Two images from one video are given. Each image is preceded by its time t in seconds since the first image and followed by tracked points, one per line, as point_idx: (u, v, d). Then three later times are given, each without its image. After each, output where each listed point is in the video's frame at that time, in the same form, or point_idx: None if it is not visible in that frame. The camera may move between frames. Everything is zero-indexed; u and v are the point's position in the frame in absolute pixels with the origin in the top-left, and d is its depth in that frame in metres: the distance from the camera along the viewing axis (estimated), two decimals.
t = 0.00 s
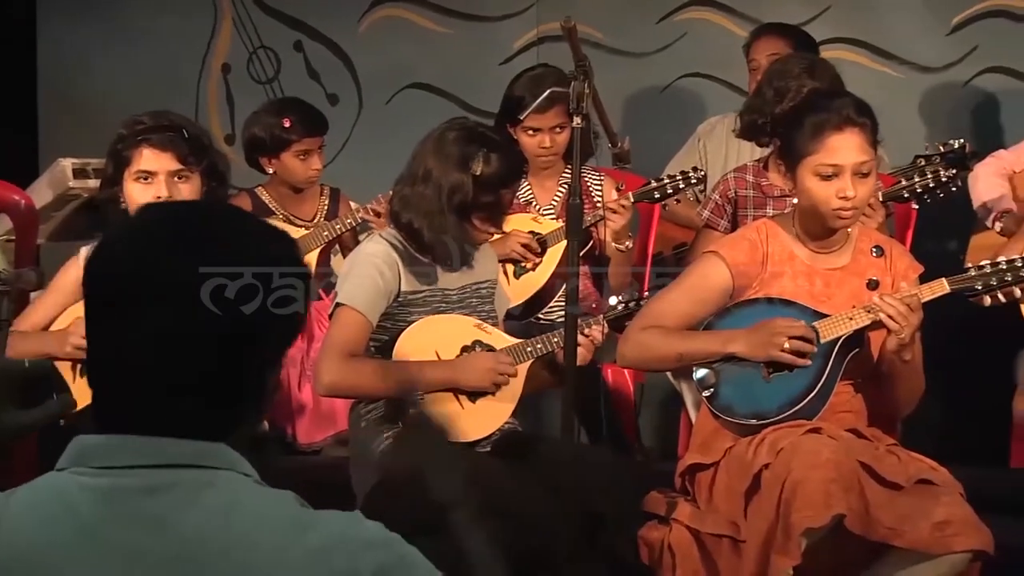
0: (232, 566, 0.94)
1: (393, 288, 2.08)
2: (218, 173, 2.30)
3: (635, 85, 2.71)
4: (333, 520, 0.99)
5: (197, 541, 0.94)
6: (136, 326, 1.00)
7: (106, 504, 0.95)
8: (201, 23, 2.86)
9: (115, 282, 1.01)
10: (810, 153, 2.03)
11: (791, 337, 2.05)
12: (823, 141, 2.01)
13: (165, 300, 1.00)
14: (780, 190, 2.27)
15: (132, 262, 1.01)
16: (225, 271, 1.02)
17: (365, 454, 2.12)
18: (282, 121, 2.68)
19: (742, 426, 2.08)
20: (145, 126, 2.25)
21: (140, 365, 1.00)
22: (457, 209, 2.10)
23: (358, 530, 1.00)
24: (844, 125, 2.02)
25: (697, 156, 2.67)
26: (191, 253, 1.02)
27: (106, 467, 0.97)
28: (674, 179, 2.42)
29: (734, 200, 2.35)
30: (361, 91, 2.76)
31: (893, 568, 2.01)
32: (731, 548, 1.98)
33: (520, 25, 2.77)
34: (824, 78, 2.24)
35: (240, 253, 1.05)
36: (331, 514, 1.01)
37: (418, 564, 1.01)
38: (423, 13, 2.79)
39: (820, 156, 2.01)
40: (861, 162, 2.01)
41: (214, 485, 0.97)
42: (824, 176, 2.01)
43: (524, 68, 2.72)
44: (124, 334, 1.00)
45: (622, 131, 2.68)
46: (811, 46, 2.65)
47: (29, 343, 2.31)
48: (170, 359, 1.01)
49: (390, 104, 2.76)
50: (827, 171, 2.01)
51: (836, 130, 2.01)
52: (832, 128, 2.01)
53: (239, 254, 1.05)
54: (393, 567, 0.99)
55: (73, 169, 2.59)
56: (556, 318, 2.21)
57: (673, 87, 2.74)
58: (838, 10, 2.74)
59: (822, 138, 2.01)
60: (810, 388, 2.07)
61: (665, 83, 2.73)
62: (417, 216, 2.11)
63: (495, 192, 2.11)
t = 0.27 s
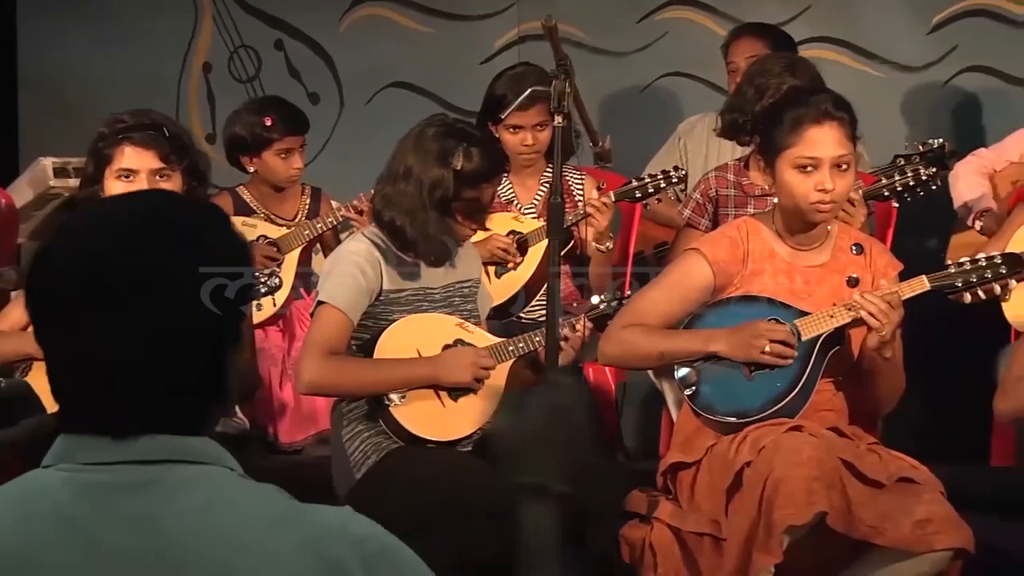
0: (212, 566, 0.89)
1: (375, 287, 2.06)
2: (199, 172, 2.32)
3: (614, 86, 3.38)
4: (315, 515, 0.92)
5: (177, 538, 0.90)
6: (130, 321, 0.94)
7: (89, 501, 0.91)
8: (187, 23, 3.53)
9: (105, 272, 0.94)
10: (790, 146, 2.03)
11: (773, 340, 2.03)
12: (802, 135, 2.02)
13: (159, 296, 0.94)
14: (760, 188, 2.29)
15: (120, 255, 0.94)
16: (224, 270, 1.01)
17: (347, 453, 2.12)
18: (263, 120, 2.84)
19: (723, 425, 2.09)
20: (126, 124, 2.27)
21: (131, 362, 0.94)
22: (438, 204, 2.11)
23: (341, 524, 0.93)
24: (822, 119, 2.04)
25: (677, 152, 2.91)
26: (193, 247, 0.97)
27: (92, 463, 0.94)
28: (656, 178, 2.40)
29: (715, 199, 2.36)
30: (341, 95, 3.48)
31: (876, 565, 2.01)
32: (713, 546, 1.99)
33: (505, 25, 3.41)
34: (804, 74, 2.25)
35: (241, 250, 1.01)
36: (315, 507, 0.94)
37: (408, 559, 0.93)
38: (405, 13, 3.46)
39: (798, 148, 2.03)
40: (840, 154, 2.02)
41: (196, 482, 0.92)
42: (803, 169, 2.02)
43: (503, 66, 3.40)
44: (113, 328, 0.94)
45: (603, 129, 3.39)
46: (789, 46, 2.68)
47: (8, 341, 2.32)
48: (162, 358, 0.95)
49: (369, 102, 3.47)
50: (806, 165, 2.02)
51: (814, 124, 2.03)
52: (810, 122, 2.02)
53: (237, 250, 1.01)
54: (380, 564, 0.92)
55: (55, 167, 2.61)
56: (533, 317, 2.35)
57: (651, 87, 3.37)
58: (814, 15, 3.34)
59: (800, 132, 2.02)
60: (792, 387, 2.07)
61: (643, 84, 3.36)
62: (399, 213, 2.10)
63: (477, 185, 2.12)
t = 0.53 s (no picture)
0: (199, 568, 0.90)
1: (365, 286, 2.06)
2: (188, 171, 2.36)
3: (602, 85, 3.17)
4: (299, 517, 0.93)
5: (163, 540, 0.91)
6: (130, 318, 0.96)
7: (72, 503, 0.91)
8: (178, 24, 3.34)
9: (106, 271, 0.96)
10: (778, 144, 2.04)
11: (760, 335, 2.05)
12: (790, 133, 2.02)
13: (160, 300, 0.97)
14: (750, 188, 2.29)
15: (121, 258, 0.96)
16: (223, 271, 1.04)
17: (336, 452, 2.11)
18: (254, 120, 2.85)
19: (713, 424, 2.09)
20: (114, 124, 2.30)
21: (130, 359, 0.96)
22: (427, 201, 2.11)
23: (329, 523, 0.94)
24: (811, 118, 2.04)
25: (667, 152, 2.92)
26: (194, 248, 1.00)
27: (77, 466, 0.94)
28: (644, 176, 2.41)
29: (705, 198, 2.37)
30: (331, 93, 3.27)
31: (865, 563, 2.01)
32: (703, 545, 1.97)
33: (495, 23, 3.24)
34: (794, 73, 2.25)
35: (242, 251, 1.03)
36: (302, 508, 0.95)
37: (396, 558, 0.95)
38: (393, 13, 3.32)
39: (786, 147, 2.03)
40: (829, 154, 2.02)
41: (179, 484, 0.93)
42: (790, 168, 2.02)
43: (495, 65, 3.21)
44: (113, 327, 0.96)
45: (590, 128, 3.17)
46: (779, 45, 2.67)
47: None
48: (161, 356, 0.97)
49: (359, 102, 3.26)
50: (793, 163, 2.02)
51: (803, 123, 2.03)
52: (799, 121, 2.02)
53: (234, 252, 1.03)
54: (368, 563, 0.94)
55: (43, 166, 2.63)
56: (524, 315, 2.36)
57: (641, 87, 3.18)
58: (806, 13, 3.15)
59: (789, 130, 2.02)
60: (780, 385, 2.08)
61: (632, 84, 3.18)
62: (388, 211, 2.09)
63: (466, 183, 2.13)
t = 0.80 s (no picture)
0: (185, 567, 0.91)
1: (347, 285, 2.05)
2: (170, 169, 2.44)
3: (587, 84, 3.37)
4: (285, 517, 0.95)
5: (149, 538, 0.92)
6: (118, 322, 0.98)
7: (59, 500, 0.93)
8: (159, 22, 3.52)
9: (101, 276, 0.97)
10: (761, 140, 2.04)
11: (744, 332, 2.03)
12: (775, 129, 2.02)
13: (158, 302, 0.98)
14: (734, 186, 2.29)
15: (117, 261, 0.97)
16: (218, 270, 1.04)
17: (320, 451, 2.11)
18: (237, 120, 2.82)
19: (698, 423, 2.09)
20: (96, 122, 2.38)
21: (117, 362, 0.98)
22: (409, 200, 2.10)
23: (314, 525, 0.96)
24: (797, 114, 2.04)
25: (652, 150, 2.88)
26: (181, 250, 1.00)
27: (65, 464, 0.96)
28: (629, 176, 2.40)
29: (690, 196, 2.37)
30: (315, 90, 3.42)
31: (849, 561, 2.01)
32: (686, 544, 1.98)
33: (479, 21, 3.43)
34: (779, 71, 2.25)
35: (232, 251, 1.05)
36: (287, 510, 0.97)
37: (381, 558, 0.97)
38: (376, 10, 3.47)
39: (769, 144, 2.03)
40: (812, 151, 2.02)
41: (165, 485, 0.95)
42: (774, 165, 2.02)
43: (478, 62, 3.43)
44: (108, 328, 0.97)
45: (575, 128, 3.40)
46: (765, 43, 2.68)
47: None
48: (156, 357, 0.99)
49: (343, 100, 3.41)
50: (777, 159, 2.02)
51: (789, 119, 2.02)
52: (785, 117, 2.02)
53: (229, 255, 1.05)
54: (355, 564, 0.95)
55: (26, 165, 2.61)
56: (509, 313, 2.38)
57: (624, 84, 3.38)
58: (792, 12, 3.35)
59: (774, 127, 2.02)
60: (764, 384, 2.08)
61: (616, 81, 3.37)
62: (371, 210, 2.09)
63: (449, 181, 2.12)
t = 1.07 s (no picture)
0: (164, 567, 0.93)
1: (332, 282, 2.08)
2: (155, 165, 2.46)
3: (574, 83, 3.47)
4: (258, 508, 0.96)
5: (127, 538, 0.93)
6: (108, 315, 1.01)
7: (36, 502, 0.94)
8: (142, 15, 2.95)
9: (95, 271, 1.01)
10: (744, 139, 2.04)
11: (730, 331, 2.04)
12: (757, 127, 2.02)
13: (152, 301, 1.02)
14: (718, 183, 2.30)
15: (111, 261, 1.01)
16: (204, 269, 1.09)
17: (304, 448, 2.12)
18: (222, 117, 2.82)
19: (683, 419, 2.08)
20: (82, 120, 2.38)
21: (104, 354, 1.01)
22: (394, 198, 2.09)
23: (287, 514, 0.97)
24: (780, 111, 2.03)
25: (636, 147, 2.80)
26: (170, 246, 1.04)
27: (39, 462, 0.97)
28: (615, 176, 2.46)
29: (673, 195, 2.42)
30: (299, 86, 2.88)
31: (833, 558, 2.01)
32: (671, 540, 1.98)
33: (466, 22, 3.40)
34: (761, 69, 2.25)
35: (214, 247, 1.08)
36: (261, 498, 0.98)
37: (356, 538, 0.99)
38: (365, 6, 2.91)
39: (751, 142, 2.03)
40: (796, 148, 2.02)
41: (139, 482, 0.96)
42: (758, 163, 2.02)
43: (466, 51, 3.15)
44: (101, 323, 1.01)
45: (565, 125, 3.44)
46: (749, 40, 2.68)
47: None
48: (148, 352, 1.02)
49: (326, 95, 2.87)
50: (760, 158, 2.02)
51: (772, 117, 2.02)
52: (766, 114, 2.02)
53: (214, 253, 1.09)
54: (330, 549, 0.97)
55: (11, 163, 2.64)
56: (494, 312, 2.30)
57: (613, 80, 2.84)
58: None
59: (755, 125, 2.02)
60: (749, 380, 2.08)
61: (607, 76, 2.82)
62: (356, 208, 2.11)
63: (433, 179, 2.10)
